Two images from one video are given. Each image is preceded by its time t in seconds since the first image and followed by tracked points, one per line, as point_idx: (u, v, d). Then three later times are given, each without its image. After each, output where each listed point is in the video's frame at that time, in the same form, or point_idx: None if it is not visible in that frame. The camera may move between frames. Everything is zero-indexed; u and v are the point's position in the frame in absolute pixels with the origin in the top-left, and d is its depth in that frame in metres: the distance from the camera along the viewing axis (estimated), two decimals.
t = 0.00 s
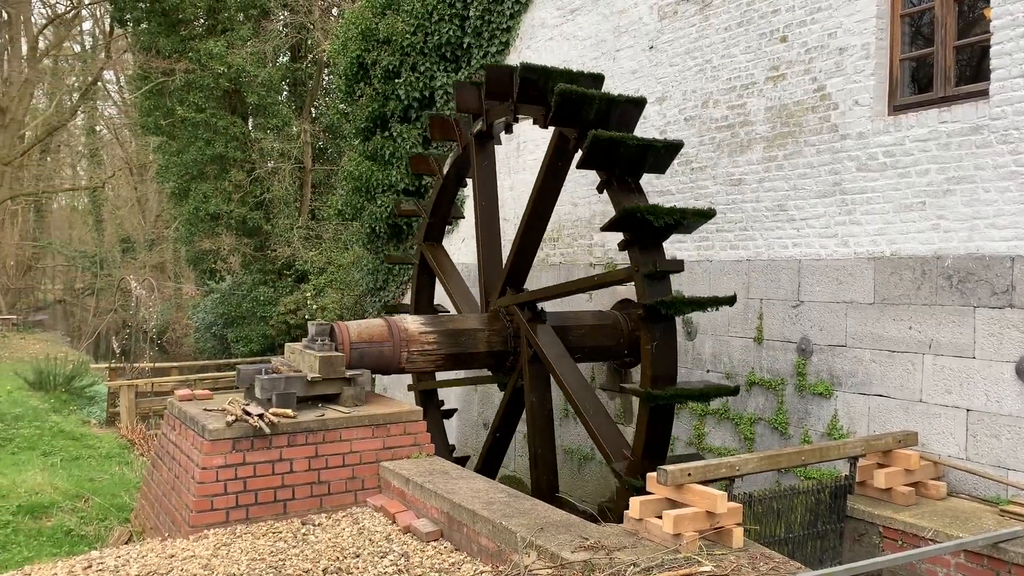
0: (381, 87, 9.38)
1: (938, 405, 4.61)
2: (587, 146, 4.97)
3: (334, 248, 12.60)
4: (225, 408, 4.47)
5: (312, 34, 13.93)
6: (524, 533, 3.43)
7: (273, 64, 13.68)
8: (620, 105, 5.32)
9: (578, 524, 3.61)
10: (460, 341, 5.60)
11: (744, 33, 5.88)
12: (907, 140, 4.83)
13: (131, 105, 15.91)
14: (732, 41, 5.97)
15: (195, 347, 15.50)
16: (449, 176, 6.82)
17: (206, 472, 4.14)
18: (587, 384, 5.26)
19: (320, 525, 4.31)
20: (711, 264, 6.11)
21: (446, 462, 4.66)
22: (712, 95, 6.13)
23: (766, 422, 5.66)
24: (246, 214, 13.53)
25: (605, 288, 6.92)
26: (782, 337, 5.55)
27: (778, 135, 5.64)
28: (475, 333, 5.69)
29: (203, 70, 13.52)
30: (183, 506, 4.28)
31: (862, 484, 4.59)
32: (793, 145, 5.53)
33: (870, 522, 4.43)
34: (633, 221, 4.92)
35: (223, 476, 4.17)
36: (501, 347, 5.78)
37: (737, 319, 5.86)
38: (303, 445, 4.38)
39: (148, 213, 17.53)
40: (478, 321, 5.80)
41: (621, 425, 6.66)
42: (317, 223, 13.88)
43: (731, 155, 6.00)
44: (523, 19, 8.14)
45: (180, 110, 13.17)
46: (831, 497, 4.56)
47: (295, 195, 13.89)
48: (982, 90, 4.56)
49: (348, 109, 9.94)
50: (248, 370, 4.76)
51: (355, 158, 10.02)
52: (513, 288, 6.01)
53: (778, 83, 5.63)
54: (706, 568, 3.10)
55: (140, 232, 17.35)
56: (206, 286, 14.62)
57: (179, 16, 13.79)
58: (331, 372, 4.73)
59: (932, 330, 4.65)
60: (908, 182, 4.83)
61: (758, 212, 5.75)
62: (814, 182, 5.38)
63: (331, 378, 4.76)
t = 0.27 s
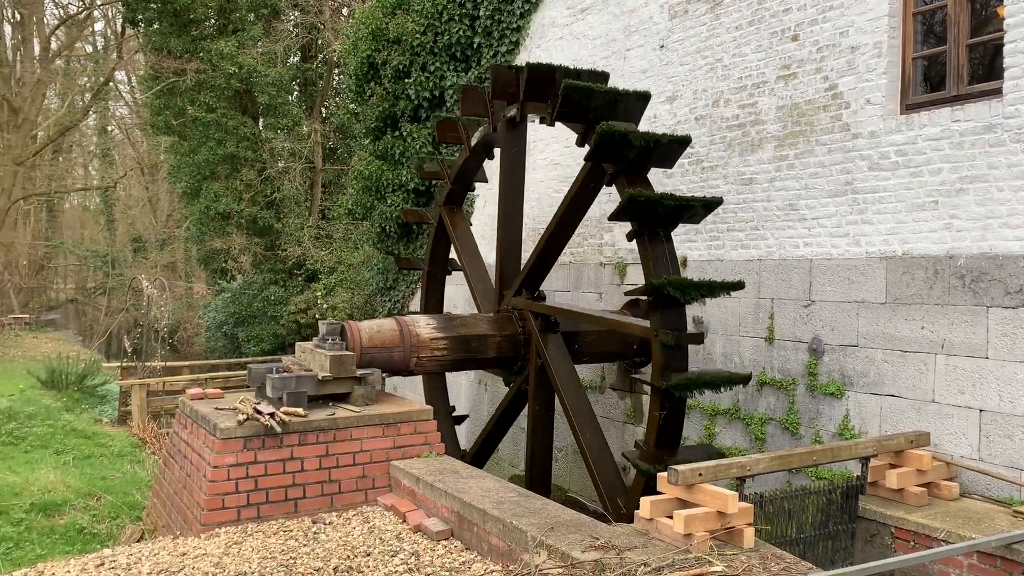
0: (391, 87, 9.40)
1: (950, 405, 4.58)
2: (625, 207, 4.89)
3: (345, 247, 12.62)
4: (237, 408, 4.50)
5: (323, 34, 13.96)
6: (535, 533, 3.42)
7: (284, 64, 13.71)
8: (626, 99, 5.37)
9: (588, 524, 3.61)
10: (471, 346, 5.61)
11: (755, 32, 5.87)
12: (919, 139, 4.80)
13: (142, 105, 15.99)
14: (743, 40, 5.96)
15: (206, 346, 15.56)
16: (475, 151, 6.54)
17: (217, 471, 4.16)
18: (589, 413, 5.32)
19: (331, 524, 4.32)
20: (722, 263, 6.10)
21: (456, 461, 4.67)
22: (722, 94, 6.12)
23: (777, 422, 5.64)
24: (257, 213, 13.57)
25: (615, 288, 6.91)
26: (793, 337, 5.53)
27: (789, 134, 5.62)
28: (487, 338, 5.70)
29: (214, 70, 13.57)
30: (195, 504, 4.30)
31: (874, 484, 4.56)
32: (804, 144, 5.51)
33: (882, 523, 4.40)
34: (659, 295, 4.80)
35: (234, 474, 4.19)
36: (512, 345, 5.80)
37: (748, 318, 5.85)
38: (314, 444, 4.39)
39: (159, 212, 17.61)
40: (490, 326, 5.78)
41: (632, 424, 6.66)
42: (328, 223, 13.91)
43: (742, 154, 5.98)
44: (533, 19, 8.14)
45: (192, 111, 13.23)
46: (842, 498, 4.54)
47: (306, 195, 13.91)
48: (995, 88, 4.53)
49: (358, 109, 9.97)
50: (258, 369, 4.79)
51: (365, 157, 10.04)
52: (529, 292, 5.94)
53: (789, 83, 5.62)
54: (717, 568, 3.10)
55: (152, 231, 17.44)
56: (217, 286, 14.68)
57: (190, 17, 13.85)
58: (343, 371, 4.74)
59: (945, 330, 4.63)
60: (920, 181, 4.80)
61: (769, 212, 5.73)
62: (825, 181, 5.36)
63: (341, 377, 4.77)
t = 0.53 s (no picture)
0: (401, 88, 9.44)
1: (963, 406, 4.56)
2: (635, 202, 4.97)
3: (355, 248, 12.64)
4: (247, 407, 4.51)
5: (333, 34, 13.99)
6: (545, 532, 3.42)
7: (294, 65, 13.74)
8: (670, 138, 5.18)
9: (598, 524, 3.61)
10: (479, 350, 5.60)
11: (765, 31, 5.85)
12: (931, 138, 4.77)
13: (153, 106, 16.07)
14: (753, 40, 5.95)
15: (217, 346, 15.62)
16: (504, 132, 6.23)
17: (228, 471, 4.17)
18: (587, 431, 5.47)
19: (341, 523, 4.34)
20: (732, 262, 6.08)
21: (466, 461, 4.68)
22: (733, 94, 6.11)
23: (788, 423, 5.63)
24: (267, 214, 13.61)
25: (625, 287, 6.90)
26: (803, 337, 5.52)
27: (800, 133, 5.60)
28: (496, 344, 5.69)
29: (224, 71, 13.62)
30: (206, 504, 4.32)
31: (886, 485, 4.53)
32: (815, 144, 5.49)
33: (895, 524, 4.37)
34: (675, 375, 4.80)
35: (245, 473, 4.20)
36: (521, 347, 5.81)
37: (759, 318, 5.83)
38: (324, 444, 4.41)
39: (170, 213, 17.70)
40: (500, 331, 5.74)
41: (642, 424, 6.65)
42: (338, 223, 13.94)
43: (752, 154, 5.97)
44: (542, 19, 8.14)
45: (203, 111, 13.29)
46: (854, 499, 4.52)
47: (316, 195, 13.94)
48: (1008, 87, 4.50)
49: (368, 110, 10.01)
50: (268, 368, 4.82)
51: (375, 157, 10.07)
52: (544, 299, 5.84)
53: (800, 82, 5.60)
54: (728, 569, 3.09)
55: (163, 231, 17.52)
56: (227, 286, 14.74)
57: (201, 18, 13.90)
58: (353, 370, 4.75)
59: (957, 330, 4.60)
60: (932, 180, 4.78)
61: (780, 212, 5.72)
62: (836, 181, 5.34)
63: (352, 377, 4.78)
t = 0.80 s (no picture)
0: (412, 88, 9.47)
1: (977, 406, 4.53)
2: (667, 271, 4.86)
3: (366, 248, 12.67)
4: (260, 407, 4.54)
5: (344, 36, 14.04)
6: (557, 533, 3.42)
7: (305, 65, 13.78)
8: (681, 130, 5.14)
9: (610, 525, 3.60)
10: (490, 351, 5.59)
11: (778, 30, 5.84)
12: (945, 137, 4.74)
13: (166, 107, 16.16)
14: (765, 39, 5.93)
15: (230, 346, 15.70)
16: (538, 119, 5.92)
17: (241, 471, 4.19)
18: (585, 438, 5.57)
19: (353, 523, 4.34)
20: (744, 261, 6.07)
21: (478, 461, 4.68)
22: (745, 93, 6.09)
23: (801, 423, 5.60)
24: (279, 214, 13.65)
25: (636, 288, 6.89)
26: (816, 337, 5.50)
27: (813, 133, 5.58)
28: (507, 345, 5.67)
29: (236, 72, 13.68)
30: (219, 503, 4.34)
31: (900, 485, 4.50)
32: (827, 143, 5.47)
33: (909, 525, 4.35)
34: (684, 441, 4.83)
35: (258, 473, 4.22)
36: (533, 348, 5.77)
37: (771, 318, 5.82)
38: (336, 444, 4.42)
39: (182, 214, 17.80)
40: (513, 339, 5.71)
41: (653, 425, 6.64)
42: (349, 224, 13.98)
43: (765, 153, 5.95)
44: (553, 19, 8.14)
45: (215, 113, 13.36)
46: (867, 499, 4.50)
47: (328, 196, 13.98)
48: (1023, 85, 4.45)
49: (380, 110, 10.04)
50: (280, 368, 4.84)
51: (386, 158, 10.10)
52: (560, 307, 5.69)
53: (813, 81, 5.58)
54: (741, 569, 3.08)
55: (175, 232, 17.61)
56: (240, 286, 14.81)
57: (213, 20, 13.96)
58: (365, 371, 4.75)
59: (972, 330, 4.56)
60: (946, 180, 4.74)
61: (792, 211, 5.70)
62: (849, 180, 5.32)
63: (363, 377, 4.79)
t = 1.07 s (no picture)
0: (425, 88, 9.49)
1: (994, 406, 4.49)
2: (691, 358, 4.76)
3: (379, 249, 12.71)
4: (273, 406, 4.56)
5: (356, 36, 14.08)
6: (571, 533, 3.42)
7: (318, 66, 13.83)
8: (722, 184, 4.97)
9: (624, 525, 3.59)
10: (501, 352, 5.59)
11: (791, 29, 5.81)
12: (960, 135, 4.70)
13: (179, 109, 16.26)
14: (778, 37, 5.91)
15: (243, 347, 15.78)
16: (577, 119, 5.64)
17: (255, 470, 4.21)
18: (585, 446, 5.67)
19: (366, 523, 4.36)
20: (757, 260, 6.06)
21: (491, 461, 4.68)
22: (758, 92, 6.07)
23: (815, 423, 5.58)
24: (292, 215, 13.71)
25: (649, 287, 6.88)
26: (830, 336, 5.48)
27: (826, 132, 5.56)
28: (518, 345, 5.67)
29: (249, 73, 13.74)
30: (233, 502, 4.36)
31: (916, 486, 4.47)
32: (841, 142, 5.45)
33: (925, 526, 4.32)
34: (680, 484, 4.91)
35: (272, 473, 4.24)
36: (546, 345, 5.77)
37: (785, 317, 5.80)
38: (349, 444, 4.43)
39: (196, 214, 17.91)
40: (526, 345, 5.69)
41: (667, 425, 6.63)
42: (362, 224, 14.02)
43: (778, 152, 5.93)
44: (565, 18, 8.14)
45: (228, 114, 13.43)
46: (883, 500, 4.47)
47: (340, 196, 14.02)
48: None
49: (392, 111, 10.07)
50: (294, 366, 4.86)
51: (398, 158, 10.12)
52: (575, 318, 5.60)
53: (826, 79, 5.55)
54: (756, 569, 3.07)
55: (189, 233, 17.71)
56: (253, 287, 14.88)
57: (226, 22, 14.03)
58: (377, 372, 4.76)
59: (988, 329, 4.53)
60: (962, 178, 4.71)
61: (806, 210, 5.68)
62: (863, 179, 5.29)
63: (377, 377, 4.80)
